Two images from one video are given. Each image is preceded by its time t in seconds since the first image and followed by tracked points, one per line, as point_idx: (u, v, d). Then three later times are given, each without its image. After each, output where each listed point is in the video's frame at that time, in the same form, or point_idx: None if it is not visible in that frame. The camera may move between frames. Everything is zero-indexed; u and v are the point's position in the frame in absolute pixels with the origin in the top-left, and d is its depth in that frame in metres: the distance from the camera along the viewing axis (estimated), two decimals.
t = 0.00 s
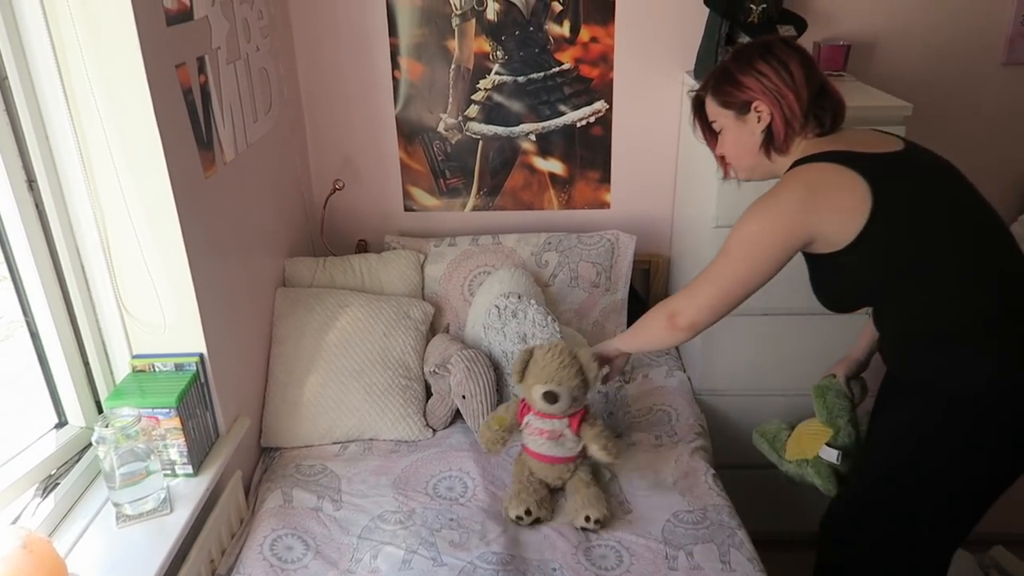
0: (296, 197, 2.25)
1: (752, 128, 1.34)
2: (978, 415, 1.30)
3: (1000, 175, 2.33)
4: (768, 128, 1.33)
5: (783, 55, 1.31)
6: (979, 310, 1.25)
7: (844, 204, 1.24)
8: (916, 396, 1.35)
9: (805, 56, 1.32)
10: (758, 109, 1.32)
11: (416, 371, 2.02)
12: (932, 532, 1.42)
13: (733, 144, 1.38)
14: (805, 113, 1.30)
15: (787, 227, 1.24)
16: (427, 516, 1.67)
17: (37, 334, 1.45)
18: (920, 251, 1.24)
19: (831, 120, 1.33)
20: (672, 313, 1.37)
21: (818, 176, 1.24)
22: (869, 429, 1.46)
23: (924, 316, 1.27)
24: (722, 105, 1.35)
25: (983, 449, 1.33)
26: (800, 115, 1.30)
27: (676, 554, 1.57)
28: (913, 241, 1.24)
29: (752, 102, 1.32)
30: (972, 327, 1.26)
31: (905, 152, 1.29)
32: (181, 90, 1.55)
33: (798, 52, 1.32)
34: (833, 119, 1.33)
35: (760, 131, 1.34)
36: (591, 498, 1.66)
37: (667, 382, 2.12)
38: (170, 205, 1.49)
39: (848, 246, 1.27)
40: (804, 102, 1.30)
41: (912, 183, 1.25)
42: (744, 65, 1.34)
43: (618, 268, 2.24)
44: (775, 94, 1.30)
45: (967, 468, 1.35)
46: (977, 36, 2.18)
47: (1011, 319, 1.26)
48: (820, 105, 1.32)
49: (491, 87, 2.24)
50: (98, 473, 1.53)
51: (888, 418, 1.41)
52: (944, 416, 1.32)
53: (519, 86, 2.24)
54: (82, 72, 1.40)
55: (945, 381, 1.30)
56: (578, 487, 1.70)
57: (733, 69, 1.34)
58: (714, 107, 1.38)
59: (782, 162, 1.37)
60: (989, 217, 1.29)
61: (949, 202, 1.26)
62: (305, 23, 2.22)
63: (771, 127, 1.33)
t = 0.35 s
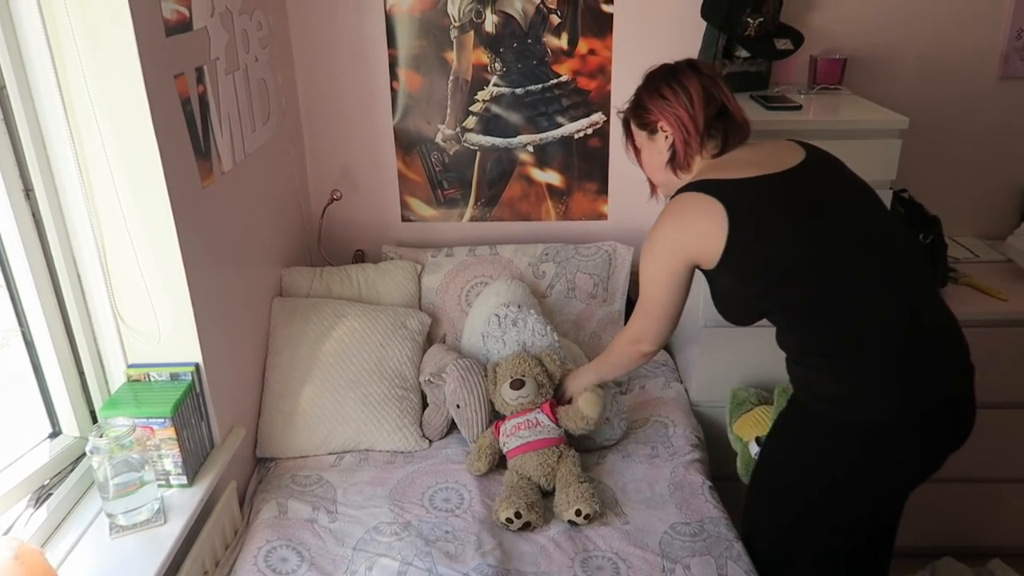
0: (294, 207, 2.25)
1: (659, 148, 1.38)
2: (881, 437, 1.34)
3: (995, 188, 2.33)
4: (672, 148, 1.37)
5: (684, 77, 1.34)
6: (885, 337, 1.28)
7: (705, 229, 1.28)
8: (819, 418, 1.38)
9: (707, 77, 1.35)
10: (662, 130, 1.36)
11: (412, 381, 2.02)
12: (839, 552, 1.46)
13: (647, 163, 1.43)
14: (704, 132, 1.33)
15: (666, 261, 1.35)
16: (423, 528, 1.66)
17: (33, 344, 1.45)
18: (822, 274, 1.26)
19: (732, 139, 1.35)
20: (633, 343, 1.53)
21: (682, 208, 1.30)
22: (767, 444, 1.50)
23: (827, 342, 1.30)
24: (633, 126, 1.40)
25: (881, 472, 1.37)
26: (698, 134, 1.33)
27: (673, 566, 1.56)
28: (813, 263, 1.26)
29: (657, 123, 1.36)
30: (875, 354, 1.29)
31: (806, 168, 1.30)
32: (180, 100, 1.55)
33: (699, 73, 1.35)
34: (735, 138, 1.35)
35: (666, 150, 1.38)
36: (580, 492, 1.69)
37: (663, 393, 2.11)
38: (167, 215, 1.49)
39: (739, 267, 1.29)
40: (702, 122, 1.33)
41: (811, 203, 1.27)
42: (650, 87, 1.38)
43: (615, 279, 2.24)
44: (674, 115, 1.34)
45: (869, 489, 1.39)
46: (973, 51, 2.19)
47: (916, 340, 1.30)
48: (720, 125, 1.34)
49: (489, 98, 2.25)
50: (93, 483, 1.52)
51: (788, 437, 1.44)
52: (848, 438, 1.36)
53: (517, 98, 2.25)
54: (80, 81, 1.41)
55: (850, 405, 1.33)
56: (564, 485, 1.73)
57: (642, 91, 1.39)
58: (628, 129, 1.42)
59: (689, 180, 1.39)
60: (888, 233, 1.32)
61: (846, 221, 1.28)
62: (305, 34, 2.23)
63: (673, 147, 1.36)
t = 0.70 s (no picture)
0: (292, 210, 2.25)
1: (639, 149, 1.48)
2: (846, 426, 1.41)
3: (992, 191, 2.34)
4: (649, 148, 1.46)
5: (654, 81, 1.42)
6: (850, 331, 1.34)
7: (677, 220, 1.36)
8: (789, 406, 1.45)
9: (678, 78, 1.42)
10: (638, 133, 1.45)
11: (410, 384, 2.01)
12: (808, 537, 1.53)
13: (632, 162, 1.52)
14: (673, 132, 1.41)
15: (651, 260, 1.43)
16: (420, 531, 1.66)
17: (29, 347, 1.45)
18: (789, 269, 1.32)
19: (703, 137, 1.42)
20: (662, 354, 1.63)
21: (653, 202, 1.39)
22: (744, 430, 1.57)
23: (794, 333, 1.36)
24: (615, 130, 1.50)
25: (848, 460, 1.43)
26: (668, 135, 1.41)
27: (671, 570, 1.56)
28: (780, 259, 1.32)
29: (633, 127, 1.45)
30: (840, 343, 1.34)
31: (778, 166, 1.36)
32: (178, 103, 1.55)
33: (670, 76, 1.42)
34: (706, 136, 1.42)
35: (645, 152, 1.47)
36: (580, 490, 1.69)
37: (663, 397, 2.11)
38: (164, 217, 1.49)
39: (711, 260, 1.36)
40: (671, 122, 1.40)
41: (780, 201, 1.33)
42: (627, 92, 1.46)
43: (612, 282, 2.24)
44: (645, 118, 1.42)
45: (836, 476, 1.46)
46: (970, 54, 2.19)
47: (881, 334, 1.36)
48: (690, 123, 1.41)
49: (487, 101, 2.25)
50: (90, 487, 1.52)
51: (762, 424, 1.51)
52: (816, 427, 1.42)
53: (515, 101, 2.25)
54: (77, 84, 1.41)
55: (817, 394, 1.39)
56: (562, 484, 1.73)
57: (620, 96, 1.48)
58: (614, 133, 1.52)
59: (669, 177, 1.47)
60: (856, 230, 1.38)
61: (814, 218, 1.33)
62: (303, 37, 2.23)
63: (649, 148, 1.45)
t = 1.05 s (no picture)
0: (290, 203, 2.24)
1: (646, 140, 1.47)
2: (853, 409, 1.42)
3: (990, 186, 2.34)
4: (658, 138, 1.45)
5: (658, 71, 1.42)
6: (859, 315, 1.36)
7: (690, 209, 1.36)
8: (795, 392, 1.46)
9: (681, 66, 1.42)
10: (645, 123, 1.44)
11: (408, 378, 2.01)
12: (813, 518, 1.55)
13: (638, 153, 1.51)
14: (683, 120, 1.41)
15: (662, 245, 1.44)
16: (418, 525, 1.66)
17: (27, 340, 1.44)
18: (800, 253, 1.33)
19: (712, 122, 1.42)
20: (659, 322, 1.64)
21: (665, 190, 1.38)
22: (750, 412, 1.58)
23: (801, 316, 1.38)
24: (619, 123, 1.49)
25: (855, 441, 1.45)
26: (678, 122, 1.41)
27: (669, 564, 1.56)
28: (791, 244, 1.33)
29: (640, 118, 1.44)
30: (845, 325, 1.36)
31: (787, 151, 1.37)
32: (175, 96, 1.54)
33: (672, 65, 1.42)
34: (716, 121, 1.42)
35: (653, 141, 1.46)
36: (578, 452, 1.72)
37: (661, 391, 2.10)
38: (161, 210, 1.48)
39: (719, 247, 1.37)
40: (681, 110, 1.41)
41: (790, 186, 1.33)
42: (630, 84, 1.45)
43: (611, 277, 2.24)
44: (653, 108, 1.42)
45: (843, 458, 1.47)
46: (970, 48, 2.19)
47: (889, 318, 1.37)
48: (699, 110, 1.42)
49: (485, 95, 2.24)
50: (88, 480, 1.52)
51: (769, 407, 1.52)
52: (824, 409, 1.44)
53: (514, 95, 2.24)
54: (74, 77, 1.40)
55: (826, 378, 1.41)
56: (560, 458, 1.75)
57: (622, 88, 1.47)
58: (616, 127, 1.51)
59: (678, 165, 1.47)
60: (863, 214, 1.39)
61: (824, 202, 1.35)
62: (301, 30, 2.22)
63: (658, 137, 1.45)
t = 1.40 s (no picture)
0: (289, 198, 2.24)
1: (643, 139, 1.47)
2: (856, 400, 1.43)
3: (990, 182, 2.34)
4: (656, 136, 1.45)
5: (653, 70, 1.42)
6: (863, 306, 1.36)
7: (699, 203, 1.35)
8: (796, 388, 1.47)
9: (674, 66, 1.43)
10: (642, 122, 1.44)
11: (408, 373, 2.01)
12: (816, 512, 1.55)
13: (635, 153, 1.51)
14: (682, 116, 1.41)
15: (673, 242, 1.41)
16: (417, 520, 1.66)
17: (26, 335, 1.44)
18: (804, 246, 1.34)
19: (710, 119, 1.43)
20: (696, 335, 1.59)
21: (672, 185, 1.38)
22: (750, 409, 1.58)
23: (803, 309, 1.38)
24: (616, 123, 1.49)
25: (856, 433, 1.45)
26: (677, 119, 1.41)
27: (668, 559, 1.56)
28: (796, 237, 1.33)
29: (637, 116, 1.44)
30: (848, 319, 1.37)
31: (788, 144, 1.37)
32: (174, 91, 1.54)
33: (666, 64, 1.43)
34: (714, 117, 1.43)
35: (652, 140, 1.46)
36: (578, 450, 1.72)
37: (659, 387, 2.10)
38: (161, 205, 1.48)
39: (723, 242, 1.36)
40: (679, 106, 1.41)
41: (794, 178, 1.34)
42: (625, 83, 1.45)
43: (610, 272, 2.24)
44: (651, 106, 1.42)
45: (847, 450, 1.48)
46: (970, 44, 2.18)
47: (892, 309, 1.38)
48: (696, 107, 1.42)
49: (485, 90, 2.24)
50: (87, 475, 1.52)
51: (769, 403, 1.52)
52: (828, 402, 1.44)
53: (514, 90, 2.24)
54: (73, 71, 1.40)
55: (829, 368, 1.41)
56: (559, 454, 1.75)
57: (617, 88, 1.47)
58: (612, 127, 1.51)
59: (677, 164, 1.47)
60: (864, 207, 1.40)
61: (825, 194, 1.35)
62: (300, 24, 2.22)
63: (656, 135, 1.44)
